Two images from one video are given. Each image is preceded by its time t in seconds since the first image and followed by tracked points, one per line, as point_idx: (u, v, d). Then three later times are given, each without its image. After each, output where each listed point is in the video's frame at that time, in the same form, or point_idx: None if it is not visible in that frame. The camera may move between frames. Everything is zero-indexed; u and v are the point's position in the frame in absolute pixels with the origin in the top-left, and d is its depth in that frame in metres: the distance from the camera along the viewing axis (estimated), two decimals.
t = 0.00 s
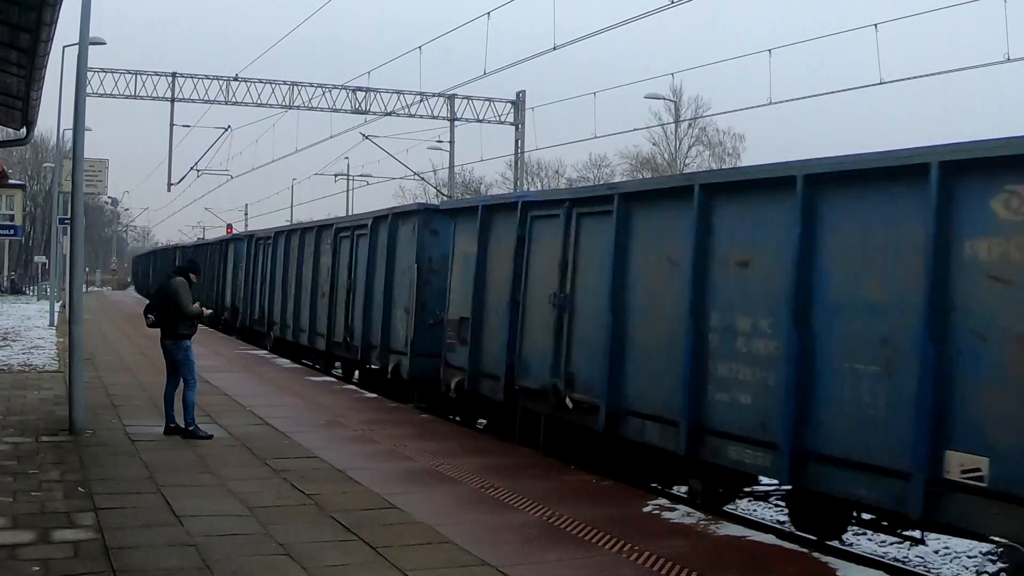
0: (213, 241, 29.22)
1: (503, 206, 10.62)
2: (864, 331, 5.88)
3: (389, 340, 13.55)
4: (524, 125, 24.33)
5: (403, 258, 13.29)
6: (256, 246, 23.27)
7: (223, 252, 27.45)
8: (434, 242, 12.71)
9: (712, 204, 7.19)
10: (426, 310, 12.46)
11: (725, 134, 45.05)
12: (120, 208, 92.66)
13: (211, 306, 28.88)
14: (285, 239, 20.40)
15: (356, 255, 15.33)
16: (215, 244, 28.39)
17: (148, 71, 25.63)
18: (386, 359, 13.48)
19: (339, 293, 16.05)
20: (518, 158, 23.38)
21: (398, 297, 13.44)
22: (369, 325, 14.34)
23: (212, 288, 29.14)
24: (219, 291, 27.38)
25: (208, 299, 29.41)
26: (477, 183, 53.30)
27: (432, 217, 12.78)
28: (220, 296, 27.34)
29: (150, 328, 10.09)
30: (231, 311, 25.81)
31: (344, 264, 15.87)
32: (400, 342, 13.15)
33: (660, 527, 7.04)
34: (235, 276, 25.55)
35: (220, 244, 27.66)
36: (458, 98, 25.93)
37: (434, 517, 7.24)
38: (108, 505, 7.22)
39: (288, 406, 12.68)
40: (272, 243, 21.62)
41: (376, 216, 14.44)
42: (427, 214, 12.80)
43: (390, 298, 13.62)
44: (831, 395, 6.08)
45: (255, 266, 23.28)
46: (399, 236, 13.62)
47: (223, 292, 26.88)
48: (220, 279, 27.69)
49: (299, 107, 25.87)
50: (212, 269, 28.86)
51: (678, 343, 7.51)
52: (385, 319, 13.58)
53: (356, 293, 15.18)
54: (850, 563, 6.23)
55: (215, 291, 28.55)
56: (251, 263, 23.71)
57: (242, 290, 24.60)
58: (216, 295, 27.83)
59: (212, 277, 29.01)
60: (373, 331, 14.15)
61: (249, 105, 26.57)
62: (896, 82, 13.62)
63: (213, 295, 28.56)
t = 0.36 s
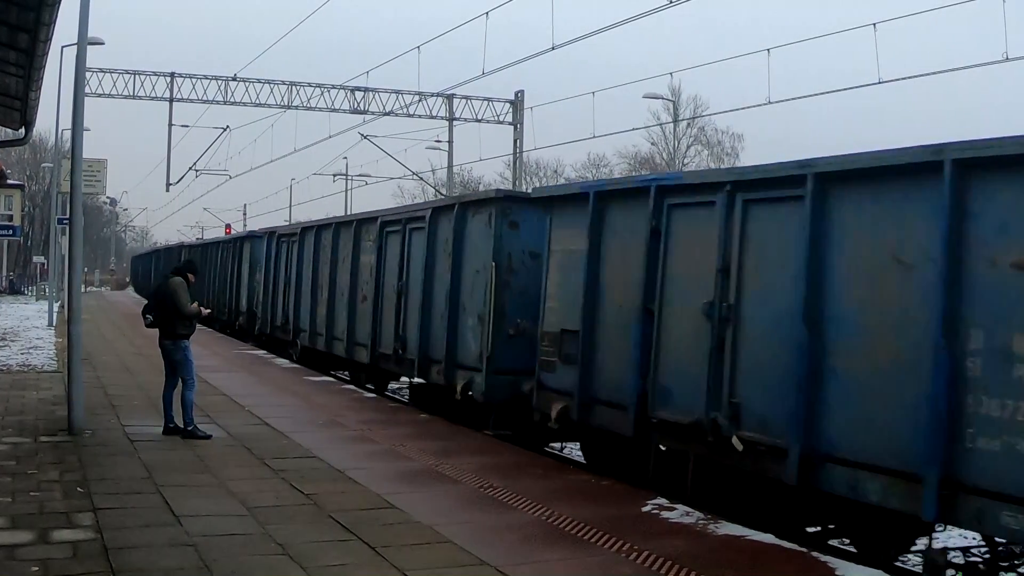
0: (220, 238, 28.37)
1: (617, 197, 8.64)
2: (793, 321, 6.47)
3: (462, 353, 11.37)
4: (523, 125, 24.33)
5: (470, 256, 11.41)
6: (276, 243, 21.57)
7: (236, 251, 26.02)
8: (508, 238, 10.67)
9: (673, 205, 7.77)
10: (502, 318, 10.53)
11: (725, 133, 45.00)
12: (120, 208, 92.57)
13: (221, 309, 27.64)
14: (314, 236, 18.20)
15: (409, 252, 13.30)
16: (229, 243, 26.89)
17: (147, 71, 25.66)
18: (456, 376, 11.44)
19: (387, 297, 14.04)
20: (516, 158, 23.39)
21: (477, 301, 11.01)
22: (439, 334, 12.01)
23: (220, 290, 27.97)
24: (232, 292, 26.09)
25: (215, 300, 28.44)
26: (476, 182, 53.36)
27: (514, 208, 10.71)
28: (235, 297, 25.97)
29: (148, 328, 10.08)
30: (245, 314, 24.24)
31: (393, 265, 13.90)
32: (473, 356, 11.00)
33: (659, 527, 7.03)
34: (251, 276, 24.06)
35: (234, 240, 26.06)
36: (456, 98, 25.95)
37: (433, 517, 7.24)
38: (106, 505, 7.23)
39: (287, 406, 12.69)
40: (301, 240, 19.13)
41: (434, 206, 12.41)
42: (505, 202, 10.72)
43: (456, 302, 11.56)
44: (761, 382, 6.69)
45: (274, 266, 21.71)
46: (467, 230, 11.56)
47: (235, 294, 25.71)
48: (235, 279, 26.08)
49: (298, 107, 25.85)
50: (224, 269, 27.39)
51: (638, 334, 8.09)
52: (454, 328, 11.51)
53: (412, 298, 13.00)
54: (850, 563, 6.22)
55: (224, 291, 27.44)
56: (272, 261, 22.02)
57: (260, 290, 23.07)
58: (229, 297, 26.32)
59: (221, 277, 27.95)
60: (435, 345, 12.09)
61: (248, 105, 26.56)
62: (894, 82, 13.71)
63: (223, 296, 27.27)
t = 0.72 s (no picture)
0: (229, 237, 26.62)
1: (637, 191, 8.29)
2: (745, 305, 7.15)
3: (560, 374, 9.22)
4: (521, 125, 24.30)
5: (586, 251, 8.79)
6: (302, 241, 18.71)
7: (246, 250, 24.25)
8: (621, 226, 8.30)
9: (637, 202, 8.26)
10: (621, 332, 8.26)
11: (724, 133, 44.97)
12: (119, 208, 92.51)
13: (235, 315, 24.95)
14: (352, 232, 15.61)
15: (484, 251, 10.98)
16: (239, 241, 24.88)
17: (145, 71, 25.68)
18: (558, 403, 9.26)
19: (454, 301, 11.78)
20: (515, 158, 23.36)
21: (582, 309, 8.85)
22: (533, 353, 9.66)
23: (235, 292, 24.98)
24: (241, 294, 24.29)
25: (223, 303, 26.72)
26: (474, 182, 53.38)
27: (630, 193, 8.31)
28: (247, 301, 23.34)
29: (147, 328, 10.08)
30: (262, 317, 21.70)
31: (461, 266, 11.55)
32: (581, 379, 8.79)
33: (658, 527, 7.04)
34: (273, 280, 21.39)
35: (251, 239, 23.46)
36: (455, 98, 25.92)
37: (431, 517, 7.25)
38: (105, 505, 7.24)
39: (286, 406, 12.70)
40: (335, 238, 16.51)
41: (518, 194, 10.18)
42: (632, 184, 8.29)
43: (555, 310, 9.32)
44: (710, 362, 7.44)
45: (288, 268, 19.62)
46: (569, 222, 9.19)
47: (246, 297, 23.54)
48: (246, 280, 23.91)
49: (296, 107, 25.83)
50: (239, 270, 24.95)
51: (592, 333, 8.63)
52: (569, 345, 9.07)
53: (488, 304, 10.83)
54: (850, 563, 6.21)
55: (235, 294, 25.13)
56: (291, 262, 19.46)
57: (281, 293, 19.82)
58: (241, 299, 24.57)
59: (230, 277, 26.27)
60: (522, 362, 9.96)
61: (247, 105, 26.55)
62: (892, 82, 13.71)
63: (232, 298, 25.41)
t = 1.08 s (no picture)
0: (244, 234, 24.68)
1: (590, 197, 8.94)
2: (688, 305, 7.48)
3: (719, 407, 7.11)
4: (520, 125, 24.29)
5: (749, 253, 6.90)
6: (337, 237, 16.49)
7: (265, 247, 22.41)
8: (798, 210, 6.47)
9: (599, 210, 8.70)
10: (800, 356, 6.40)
11: (723, 133, 44.94)
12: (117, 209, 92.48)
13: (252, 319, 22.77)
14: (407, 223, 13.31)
15: (596, 248, 8.73)
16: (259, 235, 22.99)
17: (144, 72, 25.70)
18: (717, 443, 7.09)
19: (460, 304, 11.56)
20: (514, 158, 23.35)
21: (749, 324, 6.83)
22: (677, 385, 7.55)
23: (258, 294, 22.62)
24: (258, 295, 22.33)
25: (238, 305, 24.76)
26: (473, 182, 53.38)
27: (820, 174, 6.54)
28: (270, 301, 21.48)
29: (146, 328, 10.09)
30: (283, 321, 20.00)
31: (570, 263, 9.21)
32: (750, 417, 6.77)
33: (657, 527, 7.04)
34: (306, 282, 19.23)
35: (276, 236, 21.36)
36: (454, 98, 25.92)
37: (430, 517, 7.25)
38: (104, 505, 7.24)
39: (285, 406, 12.71)
40: (380, 234, 14.30)
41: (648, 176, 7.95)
42: (819, 165, 6.51)
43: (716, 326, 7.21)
44: (657, 359, 7.82)
45: (320, 267, 17.32)
46: (597, 224, 8.75)
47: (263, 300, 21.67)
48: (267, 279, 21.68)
49: (295, 106, 25.84)
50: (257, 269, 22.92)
51: (556, 333, 9.38)
52: (727, 370, 7.03)
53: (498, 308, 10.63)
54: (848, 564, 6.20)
55: (252, 295, 23.26)
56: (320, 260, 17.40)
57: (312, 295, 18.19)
58: (257, 299, 22.51)
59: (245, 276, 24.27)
60: (494, 359, 10.66)
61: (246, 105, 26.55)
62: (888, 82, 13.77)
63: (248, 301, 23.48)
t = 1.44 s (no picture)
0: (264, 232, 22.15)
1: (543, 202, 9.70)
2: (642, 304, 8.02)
3: (977, 459, 5.26)
4: (519, 125, 24.28)
5: None
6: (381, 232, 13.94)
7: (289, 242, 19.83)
8: None
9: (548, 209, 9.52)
10: None
11: (722, 133, 44.92)
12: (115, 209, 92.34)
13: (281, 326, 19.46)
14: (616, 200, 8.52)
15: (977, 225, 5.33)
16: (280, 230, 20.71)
17: (143, 72, 25.70)
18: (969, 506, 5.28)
19: (425, 301, 12.26)
20: (512, 158, 23.33)
21: None
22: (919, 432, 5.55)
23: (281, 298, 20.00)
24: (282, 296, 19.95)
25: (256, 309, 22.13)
26: (472, 182, 53.42)
27: None
28: (294, 305, 18.84)
29: (144, 328, 10.07)
30: (310, 329, 17.71)
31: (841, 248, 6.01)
32: None
33: (655, 527, 7.04)
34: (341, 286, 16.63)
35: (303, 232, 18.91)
36: (452, 98, 25.91)
37: (427, 517, 7.26)
38: (102, 505, 7.25)
39: (284, 406, 12.71)
40: (442, 230, 11.78)
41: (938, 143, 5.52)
42: None
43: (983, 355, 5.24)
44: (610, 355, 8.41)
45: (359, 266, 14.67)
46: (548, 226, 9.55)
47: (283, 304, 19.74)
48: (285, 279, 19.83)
49: (294, 106, 25.79)
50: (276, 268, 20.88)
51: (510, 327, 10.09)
52: (999, 413, 5.16)
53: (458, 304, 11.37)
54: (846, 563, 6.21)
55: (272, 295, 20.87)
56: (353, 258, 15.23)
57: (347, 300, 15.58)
58: (280, 303, 20.01)
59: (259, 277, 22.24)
60: (455, 351, 11.39)
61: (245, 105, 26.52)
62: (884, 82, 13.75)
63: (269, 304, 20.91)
